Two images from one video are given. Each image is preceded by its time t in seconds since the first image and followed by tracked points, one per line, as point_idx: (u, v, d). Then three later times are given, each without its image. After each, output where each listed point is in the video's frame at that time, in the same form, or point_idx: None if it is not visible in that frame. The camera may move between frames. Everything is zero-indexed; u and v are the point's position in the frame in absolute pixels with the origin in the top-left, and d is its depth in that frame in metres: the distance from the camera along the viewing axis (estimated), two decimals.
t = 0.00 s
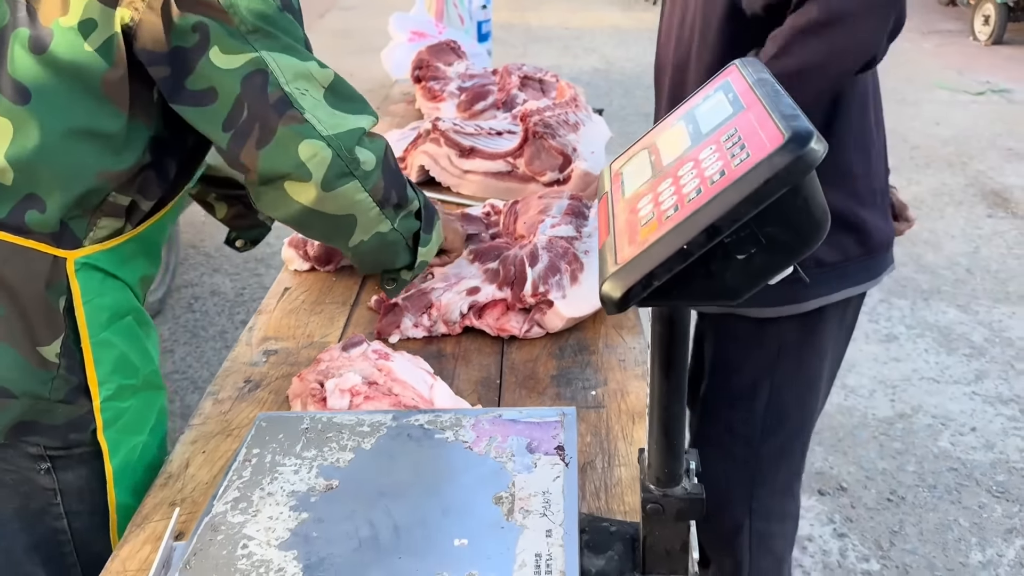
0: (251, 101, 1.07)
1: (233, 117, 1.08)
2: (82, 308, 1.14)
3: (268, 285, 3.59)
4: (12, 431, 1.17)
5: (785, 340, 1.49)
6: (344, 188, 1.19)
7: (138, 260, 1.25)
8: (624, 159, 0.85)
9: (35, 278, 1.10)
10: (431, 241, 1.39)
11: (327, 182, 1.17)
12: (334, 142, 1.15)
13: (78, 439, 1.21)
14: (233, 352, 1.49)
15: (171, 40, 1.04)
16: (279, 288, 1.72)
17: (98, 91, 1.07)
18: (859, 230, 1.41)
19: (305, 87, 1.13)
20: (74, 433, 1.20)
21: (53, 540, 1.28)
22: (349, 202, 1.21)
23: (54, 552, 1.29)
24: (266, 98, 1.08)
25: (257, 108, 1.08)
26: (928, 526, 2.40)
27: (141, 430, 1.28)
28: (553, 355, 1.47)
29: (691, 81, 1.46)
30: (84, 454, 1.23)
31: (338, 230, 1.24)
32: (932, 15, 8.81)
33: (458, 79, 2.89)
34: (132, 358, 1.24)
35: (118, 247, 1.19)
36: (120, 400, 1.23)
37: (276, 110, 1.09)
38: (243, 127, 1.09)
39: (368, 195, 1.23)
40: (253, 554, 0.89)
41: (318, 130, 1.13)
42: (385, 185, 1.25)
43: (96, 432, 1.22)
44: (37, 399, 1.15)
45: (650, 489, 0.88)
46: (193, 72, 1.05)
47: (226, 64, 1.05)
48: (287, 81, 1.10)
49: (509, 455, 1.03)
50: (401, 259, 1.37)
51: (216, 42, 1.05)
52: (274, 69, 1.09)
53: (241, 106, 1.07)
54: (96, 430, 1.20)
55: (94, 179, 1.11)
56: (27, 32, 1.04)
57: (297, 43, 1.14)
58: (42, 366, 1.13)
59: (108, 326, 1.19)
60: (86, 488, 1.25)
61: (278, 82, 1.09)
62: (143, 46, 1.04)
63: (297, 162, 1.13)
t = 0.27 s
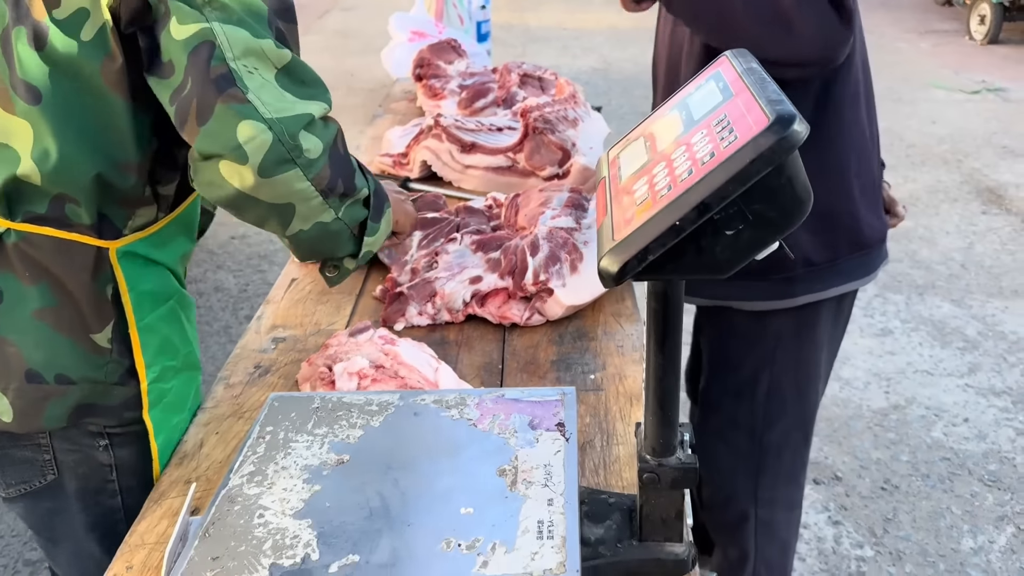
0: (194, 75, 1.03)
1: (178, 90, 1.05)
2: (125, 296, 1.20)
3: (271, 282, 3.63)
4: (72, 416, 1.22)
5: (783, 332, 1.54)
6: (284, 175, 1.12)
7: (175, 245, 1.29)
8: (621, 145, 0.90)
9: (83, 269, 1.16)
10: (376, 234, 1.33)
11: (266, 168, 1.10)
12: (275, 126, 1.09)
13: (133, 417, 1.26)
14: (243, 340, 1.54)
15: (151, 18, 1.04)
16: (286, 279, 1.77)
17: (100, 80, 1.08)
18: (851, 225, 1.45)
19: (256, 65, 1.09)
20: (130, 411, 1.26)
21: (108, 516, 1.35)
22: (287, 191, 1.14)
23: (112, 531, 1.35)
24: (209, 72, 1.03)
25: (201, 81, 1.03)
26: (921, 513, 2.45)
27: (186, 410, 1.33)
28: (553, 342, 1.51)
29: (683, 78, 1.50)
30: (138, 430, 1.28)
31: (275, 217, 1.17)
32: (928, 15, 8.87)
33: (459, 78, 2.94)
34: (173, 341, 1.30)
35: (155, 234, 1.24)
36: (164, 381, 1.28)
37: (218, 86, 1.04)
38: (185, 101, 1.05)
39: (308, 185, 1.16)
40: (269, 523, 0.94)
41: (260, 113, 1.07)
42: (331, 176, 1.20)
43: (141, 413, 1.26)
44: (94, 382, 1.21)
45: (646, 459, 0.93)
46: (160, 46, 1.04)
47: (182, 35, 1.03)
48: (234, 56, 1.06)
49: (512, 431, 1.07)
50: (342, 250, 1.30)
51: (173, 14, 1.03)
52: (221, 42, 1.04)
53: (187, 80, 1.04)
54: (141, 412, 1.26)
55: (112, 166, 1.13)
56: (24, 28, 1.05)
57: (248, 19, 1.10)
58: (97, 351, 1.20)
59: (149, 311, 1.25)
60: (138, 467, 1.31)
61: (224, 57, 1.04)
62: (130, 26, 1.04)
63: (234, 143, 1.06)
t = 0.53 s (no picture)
0: (206, 74, 1.05)
1: (189, 87, 1.07)
2: (157, 289, 1.23)
3: (274, 280, 3.65)
4: (105, 404, 1.25)
5: (784, 328, 1.57)
6: (280, 180, 1.12)
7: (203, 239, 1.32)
8: (634, 141, 0.93)
9: (116, 262, 1.18)
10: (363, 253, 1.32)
11: (264, 169, 1.10)
12: (282, 130, 1.10)
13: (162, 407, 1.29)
14: (257, 334, 1.57)
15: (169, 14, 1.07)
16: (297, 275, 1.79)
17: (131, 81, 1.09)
18: (851, 223, 1.48)
19: (267, 70, 1.11)
20: (160, 400, 1.29)
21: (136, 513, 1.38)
22: (278, 197, 1.14)
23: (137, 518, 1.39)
24: (221, 73, 1.06)
25: (212, 81, 1.05)
26: (920, 505, 2.48)
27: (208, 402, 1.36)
28: (561, 335, 1.54)
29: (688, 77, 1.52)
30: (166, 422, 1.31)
31: (262, 221, 1.16)
32: (922, 14, 8.93)
33: (460, 77, 2.97)
34: (200, 333, 1.33)
35: (186, 228, 1.27)
36: (191, 373, 1.31)
37: (229, 86, 1.06)
38: (195, 98, 1.06)
39: (302, 194, 1.16)
40: (293, 507, 0.97)
41: (269, 117, 1.08)
42: (324, 190, 1.19)
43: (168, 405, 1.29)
44: (128, 372, 1.24)
45: (659, 444, 0.96)
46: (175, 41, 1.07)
47: (197, 34, 1.05)
48: (247, 58, 1.08)
49: (526, 419, 1.10)
50: (325, 266, 1.29)
51: (190, 13, 1.05)
52: (235, 44, 1.06)
53: (199, 79, 1.06)
54: (169, 403, 1.28)
55: (144, 163, 1.15)
56: (55, 30, 1.06)
57: (264, 24, 1.12)
58: (130, 342, 1.23)
59: (178, 304, 1.28)
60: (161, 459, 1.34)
61: (237, 59, 1.06)
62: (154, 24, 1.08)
63: (237, 141, 1.08)
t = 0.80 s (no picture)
0: (229, 63, 1.10)
1: (213, 78, 1.11)
2: (168, 277, 1.27)
3: (273, 281, 3.67)
4: (119, 389, 1.27)
5: (790, 325, 1.61)
6: (306, 162, 1.18)
7: (212, 232, 1.36)
8: (642, 140, 0.95)
9: (130, 250, 1.21)
10: (378, 236, 1.39)
11: (291, 152, 1.16)
12: (307, 113, 1.15)
13: (175, 394, 1.33)
14: (266, 332, 1.59)
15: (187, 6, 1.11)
16: (303, 274, 1.82)
17: (146, 73, 1.13)
18: (855, 221, 1.52)
19: (287, 58, 1.16)
20: (173, 386, 1.32)
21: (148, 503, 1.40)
22: (303, 179, 1.20)
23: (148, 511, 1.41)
24: (245, 62, 1.10)
25: (237, 70, 1.10)
26: (915, 498, 2.52)
27: (219, 395, 1.40)
28: (566, 331, 1.57)
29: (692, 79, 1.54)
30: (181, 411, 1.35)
31: (289, 203, 1.23)
32: (913, 14, 9.00)
33: (459, 78, 2.99)
34: (211, 324, 1.37)
35: (197, 220, 1.31)
36: (203, 363, 1.35)
37: (254, 75, 1.10)
38: (220, 88, 1.10)
39: (325, 175, 1.22)
40: (313, 498, 0.99)
41: (293, 102, 1.14)
42: (344, 173, 1.26)
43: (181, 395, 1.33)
44: (140, 358, 1.26)
45: (668, 434, 0.98)
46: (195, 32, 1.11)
47: (218, 27, 1.09)
48: (269, 48, 1.12)
49: (537, 412, 1.13)
50: (344, 250, 1.36)
51: (212, 6, 1.09)
52: (257, 33, 1.11)
53: (224, 69, 1.10)
54: (182, 392, 1.32)
55: (158, 153, 1.18)
56: (72, 23, 1.09)
57: (284, 15, 1.17)
58: (143, 328, 1.25)
59: (190, 294, 1.32)
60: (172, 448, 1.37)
61: (259, 48, 1.11)
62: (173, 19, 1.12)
63: (265, 125, 1.13)
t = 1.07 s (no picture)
0: (242, 58, 1.12)
1: (226, 75, 1.12)
2: (179, 272, 1.28)
3: (269, 282, 3.67)
4: (132, 381, 1.28)
5: (791, 321, 1.63)
6: (320, 155, 1.21)
7: (220, 225, 1.38)
8: (647, 138, 0.97)
9: (142, 243, 1.23)
10: (383, 228, 1.42)
11: (305, 145, 1.19)
12: (320, 108, 1.18)
13: (185, 385, 1.34)
14: (269, 331, 1.60)
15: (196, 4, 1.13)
16: (304, 273, 1.83)
17: (156, 71, 1.14)
18: (850, 225, 1.54)
19: (298, 53, 1.18)
20: (183, 378, 1.33)
21: (155, 497, 1.42)
22: (318, 172, 1.23)
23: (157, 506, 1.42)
24: (258, 58, 1.12)
25: (250, 65, 1.12)
26: (909, 493, 2.55)
27: (226, 388, 1.41)
28: (566, 328, 1.59)
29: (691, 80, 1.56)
30: (189, 403, 1.37)
31: (303, 196, 1.25)
32: (902, 14, 9.06)
33: (454, 79, 3.00)
34: (219, 317, 1.38)
35: (206, 214, 1.32)
36: (213, 356, 1.36)
37: (267, 70, 1.12)
38: (233, 84, 1.13)
39: (339, 168, 1.25)
40: (323, 492, 1.01)
41: (307, 96, 1.16)
42: (356, 167, 1.29)
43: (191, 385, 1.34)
44: (152, 351, 1.27)
45: (673, 427, 1.00)
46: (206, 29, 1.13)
47: (230, 24, 1.11)
48: (280, 44, 1.14)
49: (541, 407, 1.14)
50: (352, 241, 1.39)
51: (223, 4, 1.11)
52: (269, 29, 1.13)
53: (237, 65, 1.12)
54: (192, 383, 1.33)
55: (168, 149, 1.20)
56: (83, 23, 1.10)
57: (293, 13, 1.19)
58: (155, 321, 1.26)
59: (200, 288, 1.33)
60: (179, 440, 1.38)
61: (272, 44, 1.13)
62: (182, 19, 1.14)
63: (280, 120, 1.15)
